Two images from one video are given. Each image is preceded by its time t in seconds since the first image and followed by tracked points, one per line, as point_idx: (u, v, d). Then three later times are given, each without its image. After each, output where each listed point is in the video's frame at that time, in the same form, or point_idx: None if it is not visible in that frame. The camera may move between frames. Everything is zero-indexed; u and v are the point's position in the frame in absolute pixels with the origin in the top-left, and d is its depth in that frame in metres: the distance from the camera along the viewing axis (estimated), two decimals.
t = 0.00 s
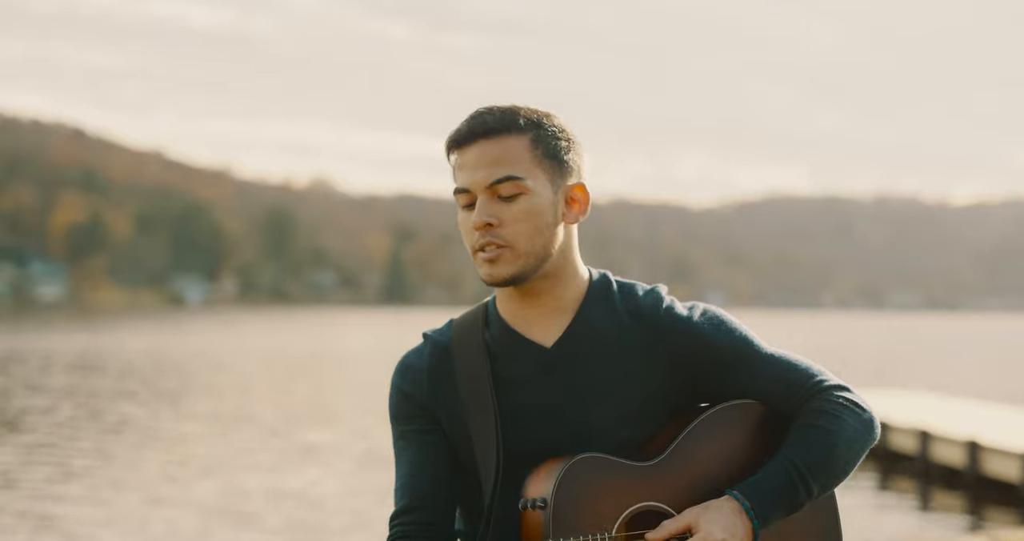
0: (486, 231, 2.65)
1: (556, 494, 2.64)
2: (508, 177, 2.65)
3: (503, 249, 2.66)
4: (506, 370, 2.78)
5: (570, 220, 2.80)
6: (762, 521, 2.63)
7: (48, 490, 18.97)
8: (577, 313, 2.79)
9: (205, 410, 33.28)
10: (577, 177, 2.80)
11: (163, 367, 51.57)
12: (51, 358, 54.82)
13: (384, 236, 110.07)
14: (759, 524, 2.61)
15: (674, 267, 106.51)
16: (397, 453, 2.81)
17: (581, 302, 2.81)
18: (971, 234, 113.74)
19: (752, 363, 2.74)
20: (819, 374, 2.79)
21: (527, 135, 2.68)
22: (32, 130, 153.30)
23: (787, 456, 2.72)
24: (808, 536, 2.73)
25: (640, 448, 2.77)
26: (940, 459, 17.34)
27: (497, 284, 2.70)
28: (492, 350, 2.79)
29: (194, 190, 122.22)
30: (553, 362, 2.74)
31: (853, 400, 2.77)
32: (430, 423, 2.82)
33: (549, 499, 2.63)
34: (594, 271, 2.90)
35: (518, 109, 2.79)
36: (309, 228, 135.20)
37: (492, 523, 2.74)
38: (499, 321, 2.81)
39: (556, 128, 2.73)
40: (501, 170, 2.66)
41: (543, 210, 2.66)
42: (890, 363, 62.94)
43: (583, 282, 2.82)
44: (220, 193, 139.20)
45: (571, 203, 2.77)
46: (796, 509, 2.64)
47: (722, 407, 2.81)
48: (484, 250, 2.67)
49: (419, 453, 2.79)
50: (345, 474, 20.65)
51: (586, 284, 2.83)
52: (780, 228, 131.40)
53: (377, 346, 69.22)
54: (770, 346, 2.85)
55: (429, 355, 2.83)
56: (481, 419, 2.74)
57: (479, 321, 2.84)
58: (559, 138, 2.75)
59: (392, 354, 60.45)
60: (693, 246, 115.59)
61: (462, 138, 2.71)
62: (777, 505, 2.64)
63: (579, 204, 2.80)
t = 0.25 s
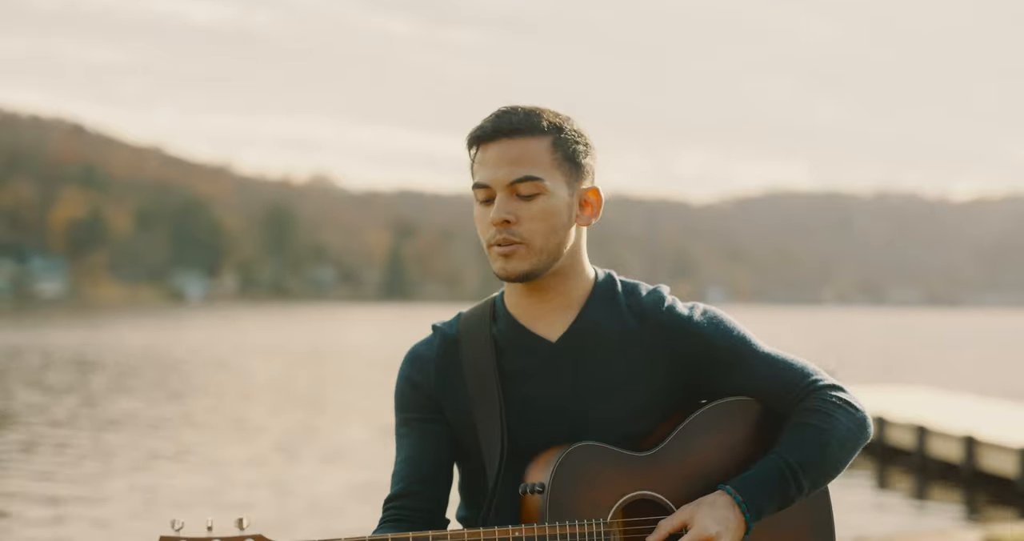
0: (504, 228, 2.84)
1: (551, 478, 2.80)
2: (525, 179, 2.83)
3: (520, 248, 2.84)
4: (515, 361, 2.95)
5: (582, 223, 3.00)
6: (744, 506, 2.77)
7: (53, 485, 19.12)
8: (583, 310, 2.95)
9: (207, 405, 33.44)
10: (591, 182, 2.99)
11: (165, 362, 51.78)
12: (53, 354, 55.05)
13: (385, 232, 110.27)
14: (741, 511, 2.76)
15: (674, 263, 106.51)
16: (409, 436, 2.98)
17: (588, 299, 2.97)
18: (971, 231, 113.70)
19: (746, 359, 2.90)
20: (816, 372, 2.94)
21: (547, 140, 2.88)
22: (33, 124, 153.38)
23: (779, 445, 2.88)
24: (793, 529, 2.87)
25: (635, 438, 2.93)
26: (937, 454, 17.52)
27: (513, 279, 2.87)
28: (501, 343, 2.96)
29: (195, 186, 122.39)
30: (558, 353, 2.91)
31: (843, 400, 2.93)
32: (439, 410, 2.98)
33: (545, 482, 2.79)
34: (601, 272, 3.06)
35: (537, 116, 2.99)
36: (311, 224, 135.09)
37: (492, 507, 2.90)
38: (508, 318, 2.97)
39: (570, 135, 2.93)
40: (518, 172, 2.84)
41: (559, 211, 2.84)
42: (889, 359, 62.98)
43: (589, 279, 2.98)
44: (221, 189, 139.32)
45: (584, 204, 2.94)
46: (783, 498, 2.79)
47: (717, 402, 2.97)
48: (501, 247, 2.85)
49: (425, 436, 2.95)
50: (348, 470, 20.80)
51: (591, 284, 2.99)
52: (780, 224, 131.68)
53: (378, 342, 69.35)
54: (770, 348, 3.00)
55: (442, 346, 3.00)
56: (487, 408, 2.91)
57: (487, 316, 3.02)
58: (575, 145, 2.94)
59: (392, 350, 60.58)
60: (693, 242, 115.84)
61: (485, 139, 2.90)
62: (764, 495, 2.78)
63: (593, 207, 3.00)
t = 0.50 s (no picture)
0: (507, 227, 2.92)
1: (539, 465, 2.86)
2: (530, 175, 2.90)
3: (524, 244, 2.90)
4: (516, 353, 3.01)
5: (590, 221, 3.06)
6: (730, 500, 2.82)
7: (53, 480, 19.30)
8: (582, 303, 3.01)
9: (210, 402, 33.61)
10: (599, 183, 3.05)
11: (168, 359, 52.02)
12: (57, 350, 55.39)
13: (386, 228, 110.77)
14: (726, 500, 2.81)
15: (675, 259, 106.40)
16: (411, 424, 3.06)
17: (590, 293, 3.03)
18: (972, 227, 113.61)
19: (740, 355, 2.95)
20: (811, 368, 2.98)
21: (553, 139, 2.95)
22: (34, 120, 153.25)
23: (768, 436, 2.94)
24: (780, 522, 2.92)
25: (631, 428, 2.96)
26: (934, 450, 17.58)
27: (519, 273, 2.93)
28: (503, 336, 3.02)
29: (196, 182, 122.96)
30: (556, 350, 2.97)
31: (837, 395, 2.97)
32: (440, 399, 3.06)
33: (531, 469, 2.87)
34: (603, 268, 3.12)
35: (545, 116, 3.06)
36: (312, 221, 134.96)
37: (484, 497, 2.97)
38: (512, 311, 3.03)
39: (579, 134, 2.99)
40: (525, 167, 2.91)
41: (563, 211, 2.91)
42: (890, 355, 63.00)
43: (592, 277, 3.03)
44: (221, 186, 139.16)
45: (589, 205, 3.01)
46: (766, 490, 2.85)
47: (711, 395, 3.02)
48: (507, 246, 2.93)
49: (429, 426, 3.00)
50: (346, 467, 20.88)
51: (594, 280, 3.04)
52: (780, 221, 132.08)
53: (378, 338, 69.36)
54: (765, 345, 3.05)
55: (447, 338, 3.08)
56: (486, 399, 2.96)
57: (493, 310, 3.08)
58: (582, 146, 3.00)
59: (392, 347, 60.56)
60: (694, 238, 116.24)
61: (497, 137, 2.98)
62: (749, 485, 2.83)
63: (600, 207, 3.06)
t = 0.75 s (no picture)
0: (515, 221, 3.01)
1: (530, 455, 2.94)
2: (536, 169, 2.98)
3: (531, 234, 2.99)
4: (509, 345, 3.09)
5: (590, 224, 3.16)
6: (717, 489, 2.91)
7: (54, 479, 19.31)
8: (577, 299, 3.08)
9: (208, 400, 33.63)
10: (602, 185, 3.13)
11: (166, 357, 52.10)
12: (56, 348, 55.42)
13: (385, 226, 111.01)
14: (711, 492, 2.90)
15: (675, 258, 106.48)
16: (407, 415, 3.13)
17: (584, 290, 3.10)
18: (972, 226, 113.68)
19: (728, 350, 3.05)
20: (797, 365, 3.08)
21: (563, 140, 3.04)
22: (34, 118, 153.39)
23: (750, 425, 3.06)
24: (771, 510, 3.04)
25: (622, 421, 3.06)
26: (931, 447, 17.70)
27: (523, 265, 3.01)
28: (498, 333, 3.09)
29: (195, 180, 123.14)
30: (549, 343, 3.04)
31: (822, 391, 3.06)
32: (438, 392, 3.12)
33: (524, 459, 2.93)
34: (597, 270, 3.20)
35: (554, 115, 3.14)
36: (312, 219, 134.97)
37: (477, 485, 3.06)
38: (509, 306, 3.12)
39: (582, 137, 3.08)
40: (536, 165, 3.00)
41: (566, 210, 2.99)
42: (890, 353, 63.09)
43: (588, 274, 3.11)
44: (222, 184, 139.23)
45: (593, 207, 3.08)
46: (756, 481, 2.94)
47: (702, 388, 3.10)
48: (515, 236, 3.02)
49: (425, 418, 3.09)
50: (345, 465, 21.00)
51: (588, 279, 3.12)
52: (779, 219, 132.44)
53: (378, 337, 69.42)
54: (753, 342, 3.13)
55: (444, 334, 3.13)
56: (481, 393, 3.03)
57: (489, 306, 3.16)
58: (589, 145, 3.07)
59: (392, 345, 60.63)
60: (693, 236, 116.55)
61: (507, 133, 3.09)
62: (736, 476, 2.93)
63: (603, 210, 3.15)
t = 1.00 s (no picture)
0: (508, 216, 3.07)
1: (521, 442, 2.99)
2: (531, 164, 3.05)
3: (526, 226, 3.06)
4: (495, 337, 3.14)
5: (583, 225, 3.23)
6: (701, 475, 2.98)
7: (53, 478, 19.27)
8: (563, 292, 3.15)
9: (206, 399, 33.62)
10: (600, 187, 3.19)
11: (165, 355, 52.10)
12: (56, 347, 55.48)
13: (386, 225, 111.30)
14: (694, 477, 2.98)
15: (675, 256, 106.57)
16: (394, 403, 3.16)
17: (570, 284, 3.17)
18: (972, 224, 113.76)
19: (708, 344, 3.14)
20: (773, 360, 3.18)
21: (558, 138, 3.10)
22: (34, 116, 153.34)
23: (729, 417, 3.15)
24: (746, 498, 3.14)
25: (604, 412, 3.13)
26: (927, 443, 17.71)
27: (518, 257, 3.07)
28: (483, 324, 3.15)
29: (197, 178, 123.42)
30: (535, 333, 3.10)
31: (797, 385, 3.16)
32: (425, 382, 3.16)
33: (515, 447, 2.98)
34: (580, 265, 3.28)
35: (553, 114, 3.20)
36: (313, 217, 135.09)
37: (467, 471, 3.10)
38: (494, 299, 3.17)
39: (582, 134, 3.14)
40: (537, 162, 3.06)
41: (561, 208, 3.04)
42: (889, 351, 63.19)
43: (571, 272, 3.18)
44: (223, 182, 139.26)
45: (588, 206, 3.15)
46: (734, 467, 3.03)
47: (679, 380, 3.19)
48: (512, 228, 3.08)
49: (415, 408, 3.12)
50: (343, 463, 21.07)
51: (573, 275, 3.19)
52: (780, 219, 132.69)
53: (378, 335, 69.47)
54: (732, 337, 3.23)
55: (431, 324, 3.17)
56: (469, 384, 3.09)
57: (475, 299, 3.21)
58: (584, 143, 3.15)
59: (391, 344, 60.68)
60: (694, 234, 116.82)
61: (511, 128, 3.15)
62: (717, 465, 3.00)
63: (595, 215, 3.24)
